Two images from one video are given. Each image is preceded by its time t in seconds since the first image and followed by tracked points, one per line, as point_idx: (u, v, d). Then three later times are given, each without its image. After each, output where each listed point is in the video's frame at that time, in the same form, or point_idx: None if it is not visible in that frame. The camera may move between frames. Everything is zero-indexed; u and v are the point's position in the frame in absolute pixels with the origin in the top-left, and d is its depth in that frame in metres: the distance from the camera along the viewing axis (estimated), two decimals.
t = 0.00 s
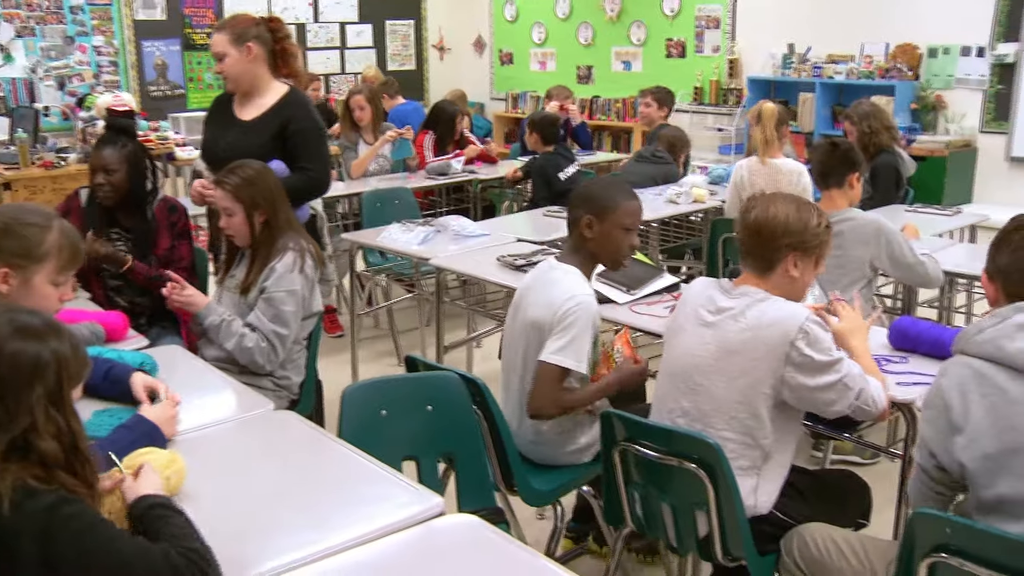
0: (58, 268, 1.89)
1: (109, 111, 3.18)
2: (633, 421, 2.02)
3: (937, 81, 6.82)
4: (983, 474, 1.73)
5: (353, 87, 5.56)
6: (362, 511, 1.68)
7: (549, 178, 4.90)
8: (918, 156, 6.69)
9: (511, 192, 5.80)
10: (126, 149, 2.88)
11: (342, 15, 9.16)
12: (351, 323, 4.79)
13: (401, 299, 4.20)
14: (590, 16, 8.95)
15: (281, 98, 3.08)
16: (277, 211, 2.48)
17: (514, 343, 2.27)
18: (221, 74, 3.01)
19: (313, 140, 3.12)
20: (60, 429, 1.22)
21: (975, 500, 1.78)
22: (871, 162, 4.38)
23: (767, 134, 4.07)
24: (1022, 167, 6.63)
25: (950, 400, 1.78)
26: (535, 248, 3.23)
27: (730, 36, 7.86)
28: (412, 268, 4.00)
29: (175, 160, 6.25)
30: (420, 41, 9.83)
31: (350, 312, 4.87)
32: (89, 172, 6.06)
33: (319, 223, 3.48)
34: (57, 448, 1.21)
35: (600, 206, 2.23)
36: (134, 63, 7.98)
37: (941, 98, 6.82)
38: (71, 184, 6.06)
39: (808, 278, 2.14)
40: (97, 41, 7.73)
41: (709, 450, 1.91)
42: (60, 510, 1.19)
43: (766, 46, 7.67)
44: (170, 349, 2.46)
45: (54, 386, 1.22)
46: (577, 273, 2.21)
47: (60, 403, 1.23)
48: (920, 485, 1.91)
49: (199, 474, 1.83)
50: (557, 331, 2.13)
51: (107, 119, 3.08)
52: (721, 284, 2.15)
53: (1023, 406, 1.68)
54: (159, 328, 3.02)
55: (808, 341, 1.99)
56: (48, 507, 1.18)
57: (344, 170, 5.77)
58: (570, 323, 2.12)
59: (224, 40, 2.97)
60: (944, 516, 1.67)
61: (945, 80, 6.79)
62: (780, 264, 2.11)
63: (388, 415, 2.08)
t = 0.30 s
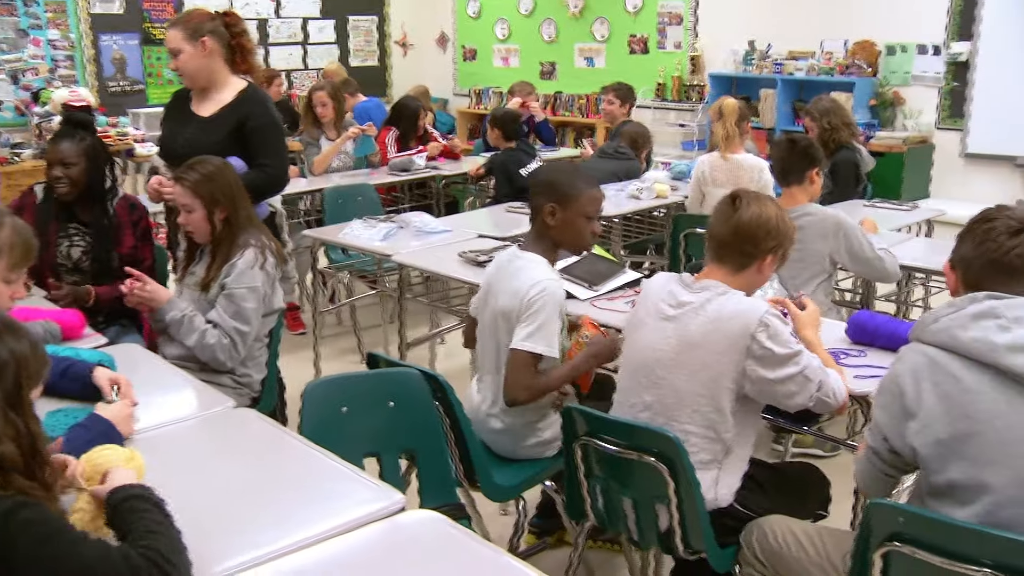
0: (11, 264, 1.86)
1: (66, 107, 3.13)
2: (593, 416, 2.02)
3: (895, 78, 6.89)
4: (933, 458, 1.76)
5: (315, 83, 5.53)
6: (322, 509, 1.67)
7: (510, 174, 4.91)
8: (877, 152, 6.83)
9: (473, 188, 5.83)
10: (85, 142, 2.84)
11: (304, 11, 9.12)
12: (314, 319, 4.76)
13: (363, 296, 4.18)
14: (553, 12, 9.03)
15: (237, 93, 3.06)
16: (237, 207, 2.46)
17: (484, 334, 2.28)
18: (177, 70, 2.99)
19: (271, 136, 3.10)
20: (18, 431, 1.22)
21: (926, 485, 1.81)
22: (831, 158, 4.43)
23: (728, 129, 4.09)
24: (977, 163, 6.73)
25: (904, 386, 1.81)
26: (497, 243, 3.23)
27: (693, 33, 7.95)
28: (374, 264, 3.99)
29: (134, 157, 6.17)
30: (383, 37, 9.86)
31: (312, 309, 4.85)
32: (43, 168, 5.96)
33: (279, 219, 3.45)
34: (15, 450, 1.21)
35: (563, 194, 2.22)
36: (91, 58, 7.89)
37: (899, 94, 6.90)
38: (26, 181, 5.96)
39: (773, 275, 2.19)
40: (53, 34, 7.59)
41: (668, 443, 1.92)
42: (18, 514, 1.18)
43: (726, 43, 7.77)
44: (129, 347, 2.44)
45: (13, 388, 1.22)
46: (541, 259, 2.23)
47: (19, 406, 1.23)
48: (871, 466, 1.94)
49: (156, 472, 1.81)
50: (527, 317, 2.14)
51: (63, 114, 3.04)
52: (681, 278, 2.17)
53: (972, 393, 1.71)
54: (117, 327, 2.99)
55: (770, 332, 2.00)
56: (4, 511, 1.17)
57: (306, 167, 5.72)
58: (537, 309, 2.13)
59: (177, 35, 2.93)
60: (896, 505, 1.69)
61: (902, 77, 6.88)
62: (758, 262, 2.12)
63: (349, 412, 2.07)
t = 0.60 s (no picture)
0: None
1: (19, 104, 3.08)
2: (555, 413, 2.02)
3: (855, 76, 6.98)
4: (891, 450, 1.78)
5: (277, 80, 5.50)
6: (282, 509, 1.65)
7: (473, 172, 4.91)
8: (837, 148, 6.85)
9: (436, 186, 5.84)
10: (48, 139, 2.81)
11: (265, 7, 9.18)
12: (276, 318, 4.72)
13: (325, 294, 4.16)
14: (516, 9, 9.08)
15: (196, 90, 3.03)
16: (196, 204, 2.44)
17: (443, 333, 2.26)
18: (135, 65, 2.96)
19: (231, 133, 3.07)
20: None
21: (884, 476, 1.83)
22: (792, 155, 4.48)
23: (689, 126, 4.12)
24: (935, 160, 6.81)
25: (862, 378, 1.84)
26: (460, 241, 3.23)
27: (655, 30, 8.01)
28: (337, 262, 3.97)
29: (93, 155, 6.09)
30: (345, 34, 9.91)
31: (275, 308, 4.81)
32: None
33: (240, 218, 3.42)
34: None
35: (522, 192, 2.23)
36: (47, 54, 7.79)
37: (858, 92, 6.97)
38: None
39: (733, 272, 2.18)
40: (5, 30, 7.51)
41: (630, 439, 1.92)
42: None
43: (688, 41, 7.84)
44: (87, 347, 2.41)
45: None
46: (500, 257, 2.24)
47: None
48: (836, 460, 1.97)
49: (114, 473, 1.78)
50: (492, 314, 2.15)
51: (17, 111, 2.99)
52: (645, 272, 2.14)
53: (927, 385, 1.73)
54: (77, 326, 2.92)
55: (731, 323, 2.00)
56: None
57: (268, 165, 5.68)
58: (499, 305, 2.14)
59: (138, 29, 2.90)
60: (854, 496, 1.71)
61: (862, 75, 6.96)
62: (720, 257, 2.11)
63: (311, 411, 2.06)
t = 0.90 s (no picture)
0: None
1: None
2: (521, 411, 2.02)
3: (819, 74, 7.06)
4: (853, 444, 1.80)
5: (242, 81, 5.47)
6: (248, 509, 1.64)
7: (440, 172, 4.93)
8: (801, 146, 6.91)
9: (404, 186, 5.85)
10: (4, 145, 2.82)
11: (230, 6, 9.09)
12: (243, 319, 4.70)
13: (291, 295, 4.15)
14: (483, 8, 9.10)
15: (163, 91, 3.02)
16: (159, 206, 2.43)
17: (409, 332, 2.25)
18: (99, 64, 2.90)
19: (201, 133, 3.07)
20: None
21: (846, 470, 1.85)
22: (757, 152, 4.51)
23: (655, 125, 4.17)
24: (897, 157, 6.88)
25: (825, 370, 1.85)
26: (426, 240, 3.24)
27: (622, 29, 8.08)
28: (304, 262, 3.96)
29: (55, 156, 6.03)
30: (311, 34, 9.89)
31: (241, 309, 4.79)
32: None
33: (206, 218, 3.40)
34: None
35: (483, 193, 2.24)
36: (5, 53, 7.70)
37: (822, 90, 7.06)
38: None
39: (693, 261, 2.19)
40: None
41: (595, 437, 1.93)
42: None
43: (654, 40, 7.90)
44: (49, 351, 2.39)
45: None
46: (465, 257, 2.24)
47: None
48: (797, 453, 1.99)
49: (77, 478, 1.75)
50: (461, 313, 2.14)
51: None
52: (606, 264, 2.13)
53: (889, 378, 1.75)
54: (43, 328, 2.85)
55: (694, 320, 2.01)
56: None
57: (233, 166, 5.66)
58: (467, 302, 2.14)
59: (106, 27, 2.84)
60: (816, 490, 1.73)
61: (825, 73, 7.04)
62: (680, 246, 2.11)
63: (276, 412, 2.05)
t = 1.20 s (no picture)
0: None
1: None
2: (492, 412, 2.02)
3: (787, 74, 7.11)
4: (821, 441, 1.82)
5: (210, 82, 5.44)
6: (216, 513, 1.62)
7: (410, 174, 4.91)
8: (770, 146, 6.97)
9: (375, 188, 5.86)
10: None
11: (198, 8, 9.05)
12: (213, 323, 4.68)
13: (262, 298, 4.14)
14: (452, 10, 9.12)
15: (135, 92, 3.00)
16: (125, 210, 2.42)
17: (380, 335, 2.25)
18: (66, 66, 2.85)
19: (176, 133, 3.07)
20: None
21: (814, 466, 1.87)
22: (727, 152, 4.54)
23: (624, 125, 4.20)
24: (865, 157, 6.93)
25: (794, 368, 1.85)
26: (394, 243, 3.24)
27: (591, 30, 8.14)
28: (274, 265, 3.95)
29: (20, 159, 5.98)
30: (280, 37, 9.85)
31: (212, 313, 4.76)
32: None
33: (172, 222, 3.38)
34: None
35: (446, 195, 2.26)
36: None
37: (791, 90, 7.11)
38: None
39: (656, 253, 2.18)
40: None
41: (565, 437, 1.93)
42: None
43: (624, 41, 7.95)
44: (13, 358, 2.37)
45: None
46: (434, 258, 2.23)
47: None
48: (766, 450, 1.98)
49: (44, 485, 1.73)
50: (436, 315, 2.14)
51: None
52: (572, 260, 2.13)
53: (857, 375, 1.76)
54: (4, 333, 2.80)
55: (663, 324, 2.01)
56: None
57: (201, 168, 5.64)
58: (440, 303, 2.14)
59: (76, 27, 2.80)
60: (785, 488, 1.74)
61: (793, 73, 7.08)
62: (644, 238, 2.11)
63: (245, 415, 2.04)
